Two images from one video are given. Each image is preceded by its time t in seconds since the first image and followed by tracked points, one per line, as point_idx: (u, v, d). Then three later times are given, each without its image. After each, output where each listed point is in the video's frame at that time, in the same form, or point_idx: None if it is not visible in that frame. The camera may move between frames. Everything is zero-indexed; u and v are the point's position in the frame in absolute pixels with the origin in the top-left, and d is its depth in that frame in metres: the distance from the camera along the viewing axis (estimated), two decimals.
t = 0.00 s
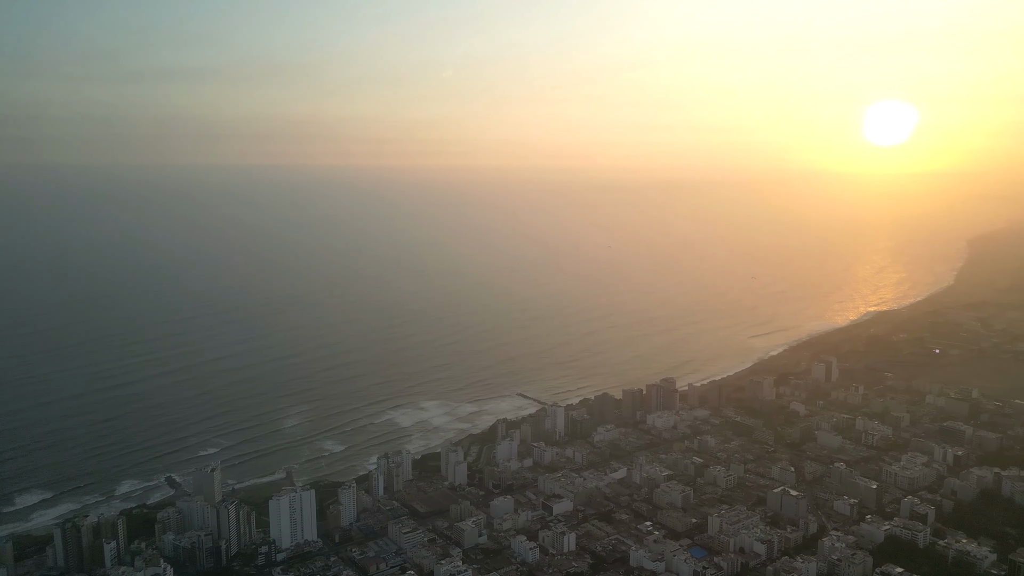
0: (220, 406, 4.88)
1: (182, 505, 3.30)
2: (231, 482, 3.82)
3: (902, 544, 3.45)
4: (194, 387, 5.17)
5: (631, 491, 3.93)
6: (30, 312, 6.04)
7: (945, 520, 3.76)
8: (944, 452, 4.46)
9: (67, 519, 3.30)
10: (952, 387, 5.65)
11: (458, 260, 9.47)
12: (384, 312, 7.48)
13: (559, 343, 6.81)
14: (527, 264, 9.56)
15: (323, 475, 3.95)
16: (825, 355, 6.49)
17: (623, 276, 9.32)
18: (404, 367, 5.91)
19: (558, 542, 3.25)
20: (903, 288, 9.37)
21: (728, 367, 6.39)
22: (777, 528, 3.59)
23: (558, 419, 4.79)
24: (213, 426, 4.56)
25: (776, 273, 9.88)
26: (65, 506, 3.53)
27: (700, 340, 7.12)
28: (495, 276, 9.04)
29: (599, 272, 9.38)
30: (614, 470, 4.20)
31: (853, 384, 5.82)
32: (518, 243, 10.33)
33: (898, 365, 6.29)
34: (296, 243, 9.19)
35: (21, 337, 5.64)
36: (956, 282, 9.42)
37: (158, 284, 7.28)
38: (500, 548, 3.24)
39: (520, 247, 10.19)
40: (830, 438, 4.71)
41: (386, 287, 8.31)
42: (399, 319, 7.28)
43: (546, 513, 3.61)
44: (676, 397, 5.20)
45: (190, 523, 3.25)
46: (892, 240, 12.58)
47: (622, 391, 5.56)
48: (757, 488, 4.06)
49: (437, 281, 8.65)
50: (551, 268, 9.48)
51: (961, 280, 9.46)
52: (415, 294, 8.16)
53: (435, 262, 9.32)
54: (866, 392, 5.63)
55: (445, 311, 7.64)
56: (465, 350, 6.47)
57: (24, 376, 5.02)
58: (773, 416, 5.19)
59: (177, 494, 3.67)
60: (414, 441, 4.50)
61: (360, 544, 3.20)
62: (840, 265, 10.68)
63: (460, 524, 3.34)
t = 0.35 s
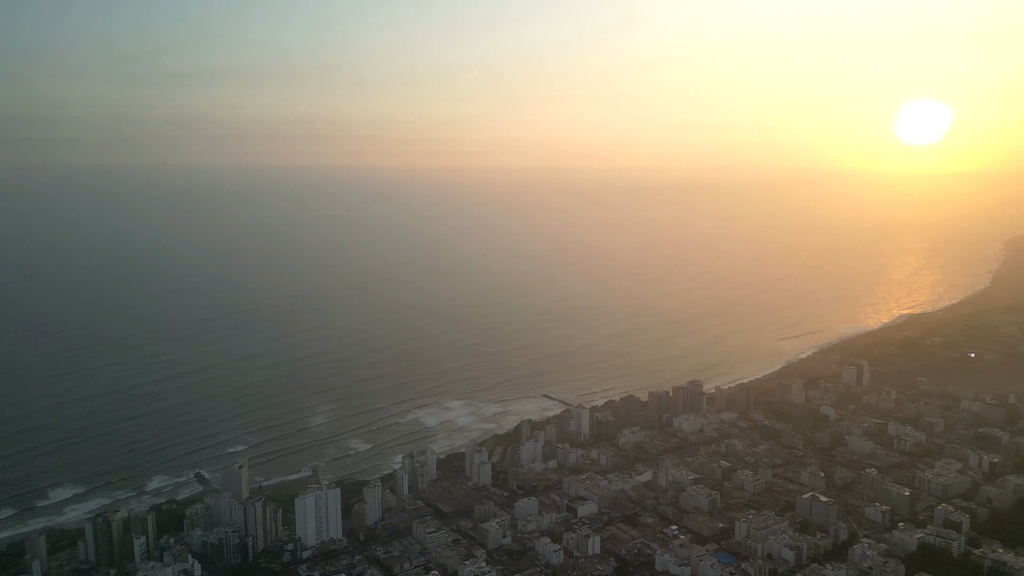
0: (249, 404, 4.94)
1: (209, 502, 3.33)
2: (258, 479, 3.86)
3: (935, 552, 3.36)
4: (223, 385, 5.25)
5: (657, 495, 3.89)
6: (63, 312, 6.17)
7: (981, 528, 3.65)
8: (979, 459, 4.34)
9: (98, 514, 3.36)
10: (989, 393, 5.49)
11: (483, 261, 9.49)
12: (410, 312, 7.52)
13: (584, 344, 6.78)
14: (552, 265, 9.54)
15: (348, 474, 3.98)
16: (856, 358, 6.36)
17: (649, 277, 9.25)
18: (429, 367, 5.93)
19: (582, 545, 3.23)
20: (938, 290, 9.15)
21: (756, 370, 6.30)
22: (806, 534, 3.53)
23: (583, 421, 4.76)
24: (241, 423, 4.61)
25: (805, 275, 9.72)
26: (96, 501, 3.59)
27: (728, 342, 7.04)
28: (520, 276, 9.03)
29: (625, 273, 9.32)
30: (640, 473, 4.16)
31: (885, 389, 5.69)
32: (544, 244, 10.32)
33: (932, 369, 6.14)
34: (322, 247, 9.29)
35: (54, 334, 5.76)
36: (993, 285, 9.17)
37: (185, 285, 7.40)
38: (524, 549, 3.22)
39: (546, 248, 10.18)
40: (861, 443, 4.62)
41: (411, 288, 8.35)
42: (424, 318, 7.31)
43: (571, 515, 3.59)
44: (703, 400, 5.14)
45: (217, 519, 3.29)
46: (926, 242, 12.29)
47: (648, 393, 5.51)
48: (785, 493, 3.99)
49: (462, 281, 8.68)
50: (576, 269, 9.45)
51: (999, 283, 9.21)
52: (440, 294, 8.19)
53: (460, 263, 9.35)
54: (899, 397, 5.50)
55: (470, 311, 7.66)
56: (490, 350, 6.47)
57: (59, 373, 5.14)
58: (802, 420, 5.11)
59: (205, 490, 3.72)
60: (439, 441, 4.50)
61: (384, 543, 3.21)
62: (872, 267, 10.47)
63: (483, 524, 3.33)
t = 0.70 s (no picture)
0: (282, 401, 5.01)
1: (243, 498, 3.38)
2: (291, 476, 3.90)
3: (978, 564, 3.25)
4: (257, 382, 5.33)
5: (689, 499, 3.84)
6: (103, 315, 6.36)
7: None
8: None
9: (135, 507, 3.43)
10: None
11: (514, 263, 9.50)
12: (442, 312, 7.56)
13: (615, 346, 6.73)
14: (583, 266, 9.51)
15: (379, 472, 4.00)
16: (895, 363, 6.20)
17: (681, 278, 9.16)
18: (459, 367, 5.95)
19: (613, 548, 3.19)
20: (982, 294, 8.87)
21: (791, 374, 6.19)
22: (842, 543, 3.44)
23: (614, 423, 4.71)
24: (275, 420, 4.68)
25: (842, 277, 9.51)
26: (134, 495, 3.67)
27: (762, 345, 6.92)
28: (551, 278, 9.03)
29: (657, 275, 9.24)
30: (672, 477, 4.11)
31: (926, 395, 5.54)
32: (575, 245, 10.29)
33: (976, 375, 5.95)
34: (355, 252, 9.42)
35: (95, 334, 5.93)
36: None
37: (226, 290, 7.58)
38: (553, 551, 3.20)
39: (577, 249, 10.14)
40: (900, 450, 4.50)
41: (442, 288, 8.40)
42: (455, 319, 7.35)
43: (601, 518, 3.56)
44: (737, 403, 5.06)
45: (250, 515, 3.33)
46: (970, 243, 11.92)
47: (680, 395, 5.45)
48: (821, 500, 3.90)
49: (493, 282, 8.70)
50: (607, 270, 9.41)
51: None
52: (471, 295, 8.23)
53: (491, 265, 9.37)
54: (940, 403, 5.35)
55: (501, 312, 7.67)
56: (521, 351, 6.47)
57: (100, 370, 5.27)
58: (839, 426, 4.99)
59: (239, 486, 3.77)
60: (469, 441, 4.50)
61: (414, 542, 3.21)
62: (912, 269, 10.19)
63: (513, 526, 3.32)
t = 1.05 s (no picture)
0: (316, 399, 5.07)
1: (276, 494, 3.42)
2: (323, 473, 3.94)
3: None
4: (291, 380, 5.40)
5: (721, 504, 3.78)
6: (141, 312, 6.52)
7: None
8: None
9: (171, 502, 3.49)
10: None
11: (545, 263, 9.49)
12: (473, 312, 7.58)
13: (647, 348, 6.67)
14: (615, 267, 9.46)
15: (410, 472, 4.01)
16: (937, 368, 6.02)
17: (714, 279, 9.04)
18: (490, 367, 5.95)
19: (643, 553, 3.15)
20: None
21: (828, 378, 6.05)
22: (880, 552, 3.35)
23: (645, 426, 4.66)
24: (308, 418, 4.73)
25: (882, 280, 9.28)
26: (170, 489, 3.74)
27: (797, 349, 6.79)
28: (582, 278, 8.99)
29: (690, 276, 9.14)
30: (704, 481, 4.04)
31: (969, 401, 5.37)
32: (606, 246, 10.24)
33: (1022, 381, 5.75)
34: (387, 253, 9.51)
35: (134, 331, 6.07)
36: None
37: (261, 289, 7.70)
38: (583, 554, 3.18)
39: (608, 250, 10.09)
40: (942, 457, 4.36)
41: (473, 288, 8.42)
42: (486, 318, 7.36)
43: (632, 522, 3.52)
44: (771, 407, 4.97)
45: (283, 511, 3.37)
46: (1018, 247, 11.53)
47: (713, 399, 5.37)
48: (859, 508, 3.80)
49: (524, 281, 8.70)
50: (639, 271, 9.33)
51: None
52: (502, 294, 8.24)
53: (522, 265, 9.38)
54: (984, 410, 5.18)
55: (532, 312, 7.66)
56: (552, 352, 6.44)
57: (139, 365, 5.39)
58: (877, 432, 4.87)
59: (273, 482, 3.82)
60: (499, 442, 4.50)
61: (444, 542, 3.22)
62: (955, 272, 9.90)
63: (543, 528, 3.30)
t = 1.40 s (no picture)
0: (346, 398, 5.11)
1: (306, 491, 3.45)
2: (352, 472, 3.96)
3: None
4: (321, 378, 5.45)
5: (753, 510, 3.71)
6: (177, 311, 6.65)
7: None
8: None
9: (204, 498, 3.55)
10: None
11: (575, 264, 9.45)
12: (502, 313, 7.58)
13: (678, 350, 6.59)
14: (645, 268, 9.38)
15: (438, 471, 4.02)
16: (978, 373, 5.84)
17: (747, 282, 8.91)
18: (519, 368, 5.94)
19: (673, 558, 3.11)
20: None
21: (863, 383, 5.92)
22: (918, 562, 3.25)
23: (675, 429, 4.61)
24: (338, 416, 4.77)
25: (921, 283, 9.05)
26: (204, 485, 3.80)
27: (832, 352, 6.65)
28: (612, 279, 8.94)
29: (722, 278, 9.03)
30: (735, 486, 3.98)
31: (1012, 408, 5.20)
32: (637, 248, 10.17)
33: None
34: (417, 253, 9.57)
35: (170, 329, 6.20)
36: None
37: (293, 288, 7.80)
38: (612, 558, 3.14)
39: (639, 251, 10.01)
40: (983, 465, 4.23)
41: (502, 289, 8.42)
42: (515, 319, 7.35)
43: (661, 526, 3.48)
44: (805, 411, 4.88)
45: (313, 509, 3.40)
46: None
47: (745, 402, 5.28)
48: (896, 516, 3.71)
49: (553, 283, 8.68)
50: (670, 272, 9.24)
51: None
52: (531, 295, 8.23)
53: (551, 266, 9.35)
54: None
55: (561, 313, 7.63)
56: (581, 353, 6.41)
57: (174, 363, 5.50)
58: (915, 438, 4.75)
59: (303, 479, 3.86)
60: (527, 443, 4.48)
61: (471, 542, 3.21)
62: (998, 276, 9.60)
63: (570, 530, 3.28)
